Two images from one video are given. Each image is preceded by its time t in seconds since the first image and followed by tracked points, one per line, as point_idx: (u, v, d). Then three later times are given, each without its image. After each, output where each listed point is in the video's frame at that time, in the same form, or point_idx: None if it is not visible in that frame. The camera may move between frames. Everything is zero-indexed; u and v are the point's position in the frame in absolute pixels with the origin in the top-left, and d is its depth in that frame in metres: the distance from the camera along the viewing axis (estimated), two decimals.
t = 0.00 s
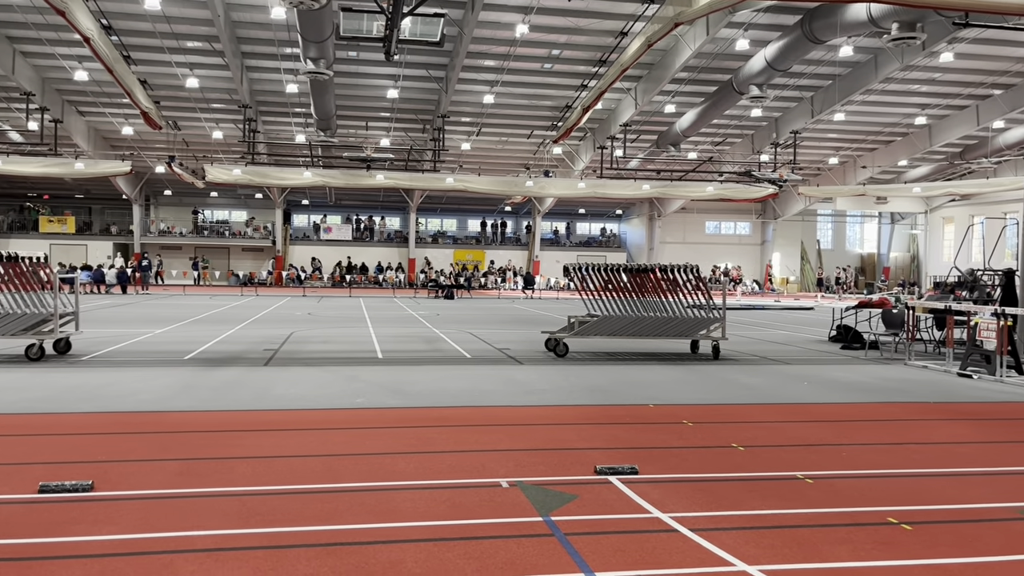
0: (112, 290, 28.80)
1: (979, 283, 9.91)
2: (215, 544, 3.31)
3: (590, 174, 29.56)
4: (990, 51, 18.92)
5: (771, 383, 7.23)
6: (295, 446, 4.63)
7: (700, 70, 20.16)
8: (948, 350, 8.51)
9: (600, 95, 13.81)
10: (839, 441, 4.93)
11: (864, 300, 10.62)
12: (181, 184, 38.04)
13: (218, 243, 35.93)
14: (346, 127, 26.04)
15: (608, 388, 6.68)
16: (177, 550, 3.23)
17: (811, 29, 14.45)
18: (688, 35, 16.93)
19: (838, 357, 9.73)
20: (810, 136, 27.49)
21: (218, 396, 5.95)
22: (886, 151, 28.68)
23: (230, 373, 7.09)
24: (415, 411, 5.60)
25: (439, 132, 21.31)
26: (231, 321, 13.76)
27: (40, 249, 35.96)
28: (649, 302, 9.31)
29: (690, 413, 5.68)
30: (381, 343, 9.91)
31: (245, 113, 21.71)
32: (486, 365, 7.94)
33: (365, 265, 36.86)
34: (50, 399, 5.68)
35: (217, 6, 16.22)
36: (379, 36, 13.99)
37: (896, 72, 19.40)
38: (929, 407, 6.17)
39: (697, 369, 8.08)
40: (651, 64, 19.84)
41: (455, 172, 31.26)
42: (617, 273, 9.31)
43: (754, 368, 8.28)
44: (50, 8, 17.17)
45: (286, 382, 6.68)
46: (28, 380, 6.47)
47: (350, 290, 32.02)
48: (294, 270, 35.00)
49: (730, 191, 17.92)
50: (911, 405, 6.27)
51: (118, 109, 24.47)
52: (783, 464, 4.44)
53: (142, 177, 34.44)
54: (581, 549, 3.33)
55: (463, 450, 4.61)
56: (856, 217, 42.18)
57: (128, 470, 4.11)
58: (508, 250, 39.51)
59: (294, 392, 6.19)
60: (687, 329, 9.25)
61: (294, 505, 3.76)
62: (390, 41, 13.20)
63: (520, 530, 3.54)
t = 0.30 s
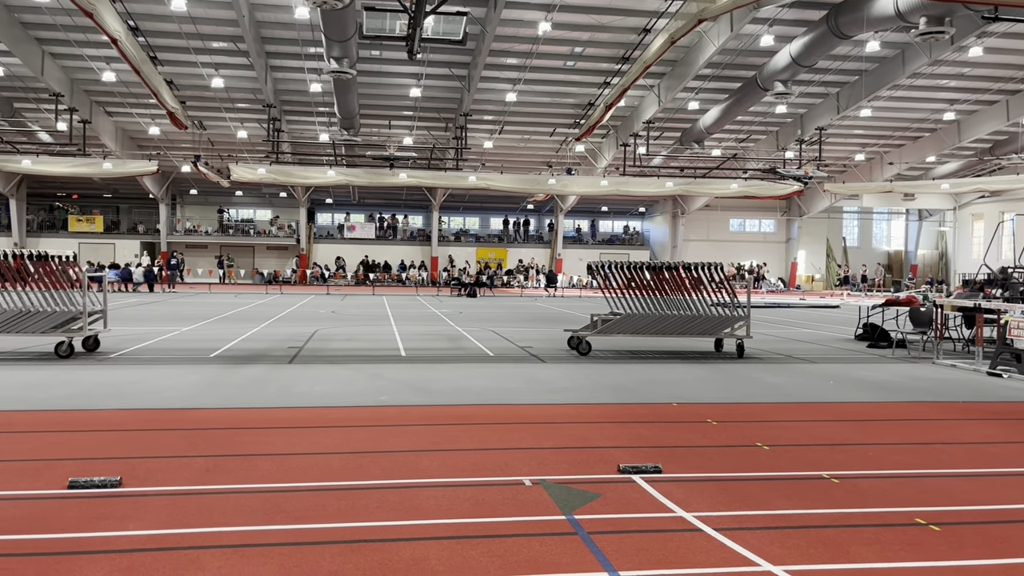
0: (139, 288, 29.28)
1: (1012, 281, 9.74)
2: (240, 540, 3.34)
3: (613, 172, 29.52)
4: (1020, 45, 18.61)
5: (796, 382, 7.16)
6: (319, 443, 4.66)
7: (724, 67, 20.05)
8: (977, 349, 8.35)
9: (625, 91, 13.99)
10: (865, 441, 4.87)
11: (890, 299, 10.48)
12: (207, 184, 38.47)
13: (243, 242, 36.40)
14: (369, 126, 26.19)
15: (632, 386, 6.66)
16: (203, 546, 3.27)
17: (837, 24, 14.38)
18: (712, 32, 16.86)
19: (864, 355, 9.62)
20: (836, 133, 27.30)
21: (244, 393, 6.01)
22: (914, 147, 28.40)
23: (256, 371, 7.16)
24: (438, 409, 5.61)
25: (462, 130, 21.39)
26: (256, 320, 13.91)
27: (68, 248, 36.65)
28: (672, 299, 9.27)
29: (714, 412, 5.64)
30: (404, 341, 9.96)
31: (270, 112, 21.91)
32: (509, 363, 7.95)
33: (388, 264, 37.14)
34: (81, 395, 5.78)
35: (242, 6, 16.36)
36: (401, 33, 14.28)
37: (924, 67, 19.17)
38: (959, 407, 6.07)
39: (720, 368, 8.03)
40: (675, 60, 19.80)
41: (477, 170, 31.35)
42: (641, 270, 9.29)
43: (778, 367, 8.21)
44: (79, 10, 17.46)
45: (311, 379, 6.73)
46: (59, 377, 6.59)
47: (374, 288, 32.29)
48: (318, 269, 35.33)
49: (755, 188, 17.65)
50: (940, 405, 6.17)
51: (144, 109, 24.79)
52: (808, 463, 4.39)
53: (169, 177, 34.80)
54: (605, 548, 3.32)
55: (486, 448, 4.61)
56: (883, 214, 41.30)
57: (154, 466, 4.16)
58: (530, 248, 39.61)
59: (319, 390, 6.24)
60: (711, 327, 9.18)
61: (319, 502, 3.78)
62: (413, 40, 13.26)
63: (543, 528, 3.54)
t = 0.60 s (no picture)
0: (165, 287, 29.70)
1: None
2: (264, 537, 3.36)
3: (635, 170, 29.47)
4: None
5: (821, 381, 7.09)
6: (342, 441, 4.68)
7: (747, 63, 19.98)
8: (1007, 347, 8.18)
9: (647, 88, 14.06)
10: (891, 441, 4.81)
11: (918, 297, 10.44)
12: (231, 184, 38.86)
13: (267, 241, 36.78)
14: (392, 125, 26.33)
15: (655, 385, 6.63)
16: (228, 543, 3.29)
17: (862, 19, 14.28)
18: (735, 28, 16.80)
19: (891, 354, 9.52)
20: (861, 129, 27.09)
21: (269, 391, 6.05)
22: (941, 143, 28.08)
23: (280, 369, 7.21)
24: (462, 407, 5.62)
25: (482, 130, 21.46)
26: (279, 318, 14.02)
27: (96, 247, 37.07)
28: (695, 298, 9.27)
29: (738, 411, 5.61)
30: (427, 339, 10.00)
31: (293, 112, 22.07)
32: (531, 361, 7.94)
33: (411, 262, 37.35)
34: (109, 393, 5.85)
35: (266, 7, 16.51)
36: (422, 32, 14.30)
37: (952, 62, 18.94)
38: (988, 407, 5.98)
39: (744, 366, 7.97)
40: (697, 57, 19.74)
41: (500, 168, 31.42)
42: (663, 268, 9.27)
43: (803, 365, 8.14)
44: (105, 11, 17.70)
45: (335, 377, 6.77)
46: (88, 374, 6.68)
47: (397, 287, 32.52)
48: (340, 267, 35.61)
49: (777, 185, 17.56)
50: (970, 404, 6.08)
51: (169, 110, 25.06)
52: (833, 463, 4.35)
53: (195, 177, 35.27)
54: (628, 547, 3.30)
55: (508, 447, 4.61)
56: (909, 210, 40.72)
57: (180, 463, 4.20)
58: (552, 246, 39.60)
59: (343, 387, 6.27)
60: (734, 326, 9.10)
61: (343, 500, 3.80)
62: (435, 39, 13.32)
63: (567, 527, 3.53)
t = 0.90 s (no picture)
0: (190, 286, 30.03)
1: None
2: (289, 534, 3.38)
3: (657, 167, 29.38)
4: None
5: (847, 380, 7.00)
6: (365, 438, 4.70)
7: (771, 59, 19.88)
8: None
9: (669, 85, 14.04)
10: (918, 440, 4.75)
11: (945, 294, 10.24)
12: (255, 182, 39.15)
13: (290, 240, 37.12)
14: (413, 124, 26.48)
15: (678, 383, 6.60)
16: (254, 539, 3.32)
17: (888, 13, 14.11)
18: (758, 24, 16.77)
19: (918, 353, 9.41)
20: (886, 125, 26.83)
21: (292, 389, 6.09)
22: (968, 138, 27.75)
23: (304, 366, 7.27)
24: (485, 406, 5.62)
25: (504, 128, 21.52)
26: (303, 316, 14.10)
27: (123, 246, 37.49)
28: (719, 296, 9.21)
29: (762, 409, 5.56)
30: (449, 337, 10.03)
31: (315, 111, 22.23)
32: (553, 359, 7.93)
33: (433, 261, 37.52)
34: (137, 390, 5.92)
35: (290, 8, 16.67)
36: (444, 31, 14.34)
37: (980, 56, 18.69)
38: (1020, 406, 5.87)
39: (768, 364, 7.91)
40: (720, 54, 19.69)
41: (520, 166, 31.48)
42: (686, 266, 9.23)
43: (828, 364, 8.05)
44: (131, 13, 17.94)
45: (358, 375, 6.80)
46: (115, 372, 6.77)
47: (419, 285, 32.69)
48: (362, 266, 35.84)
49: (802, 182, 17.69)
50: (1000, 403, 5.98)
51: (194, 110, 25.30)
52: (859, 462, 4.31)
53: (219, 176, 35.60)
54: (652, 546, 3.29)
55: (531, 445, 4.60)
56: (936, 207, 40.11)
57: (205, 460, 4.23)
58: (573, 244, 39.53)
59: (366, 385, 6.30)
60: (758, 324, 9.04)
61: (366, 497, 3.81)
62: (457, 38, 13.35)
63: (590, 525, 3.52)
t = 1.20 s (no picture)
0: (213, 285, 30.34)
1: None
2: (313, 530, 3.40)
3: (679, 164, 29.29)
4: None
5: (872, 378, 6.93)
6: (388, 436, 4.72)
7: (793, 55, 19.80)
8: None
9: (691, 81, 14.04)
10: (945, 440, 4.69)
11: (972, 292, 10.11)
12: (277, 182, 39.38)
13: (313, 239, 37.40)
14: (433, 123, 26.65)
15: (701, 382, 6.56)
16: (278, 536, 3.34)
17: (914, 8, 13.95)
18: (782, 19, 16.67)
19: (944, 351, 9.30)
20: (911, 121, 26.57)
21: (315, 387, 6.12)
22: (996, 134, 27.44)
23: (327, 364, 7.31)
24: (507, 404, 5.62)
25: (525, 126, 21.58)
26: (325, 315, 14.19)
27: (148, 246, 37.91)
28: (741, 294, 9.12)
29: (786, 408, 5.52)
30: (470, 336, 10.06)
31: (337, 111, 22.36)
32: (574, 358, 7.91)
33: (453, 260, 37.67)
34: (162, 388, 5.98)
35: (312, 8, 16.81)
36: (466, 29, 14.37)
37: (1008, 50, 18.44)
38: None
39: (791, 363, 7.85)
40: (742, 50, 19.62)
41: (541, 165, 31.52)
42: (708, 264, 9.15)
43: (852, 363, 7.98)
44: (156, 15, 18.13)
45: (380, 373, 6.83)
46: (141, 370, 6.85)
47: (440, 284, 32.83)
48: (383, 265, 36.05)
49: (826, 178, 18.28)
50: None
51: (217, 111, 25.56)
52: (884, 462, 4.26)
53: (242, 176, 35.85)
54: (675, 545, 3.28)
55: (553, 443, 4.59)
56: (962, 204, 39.94)
57: (230, 457, 4.27)
58: (594, 243, 39.44)
59: (388, 384, 6.32)
60: (781, 322, 8.97)
61: (389, 494, 3.83)
62: (478, 36, 13.40)
63: (613, 524, 3.51)
